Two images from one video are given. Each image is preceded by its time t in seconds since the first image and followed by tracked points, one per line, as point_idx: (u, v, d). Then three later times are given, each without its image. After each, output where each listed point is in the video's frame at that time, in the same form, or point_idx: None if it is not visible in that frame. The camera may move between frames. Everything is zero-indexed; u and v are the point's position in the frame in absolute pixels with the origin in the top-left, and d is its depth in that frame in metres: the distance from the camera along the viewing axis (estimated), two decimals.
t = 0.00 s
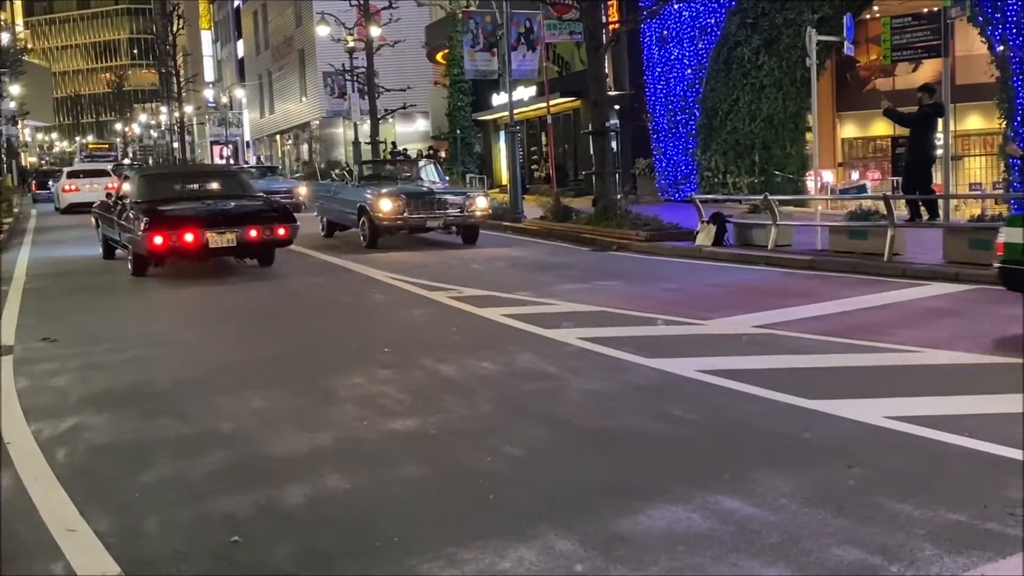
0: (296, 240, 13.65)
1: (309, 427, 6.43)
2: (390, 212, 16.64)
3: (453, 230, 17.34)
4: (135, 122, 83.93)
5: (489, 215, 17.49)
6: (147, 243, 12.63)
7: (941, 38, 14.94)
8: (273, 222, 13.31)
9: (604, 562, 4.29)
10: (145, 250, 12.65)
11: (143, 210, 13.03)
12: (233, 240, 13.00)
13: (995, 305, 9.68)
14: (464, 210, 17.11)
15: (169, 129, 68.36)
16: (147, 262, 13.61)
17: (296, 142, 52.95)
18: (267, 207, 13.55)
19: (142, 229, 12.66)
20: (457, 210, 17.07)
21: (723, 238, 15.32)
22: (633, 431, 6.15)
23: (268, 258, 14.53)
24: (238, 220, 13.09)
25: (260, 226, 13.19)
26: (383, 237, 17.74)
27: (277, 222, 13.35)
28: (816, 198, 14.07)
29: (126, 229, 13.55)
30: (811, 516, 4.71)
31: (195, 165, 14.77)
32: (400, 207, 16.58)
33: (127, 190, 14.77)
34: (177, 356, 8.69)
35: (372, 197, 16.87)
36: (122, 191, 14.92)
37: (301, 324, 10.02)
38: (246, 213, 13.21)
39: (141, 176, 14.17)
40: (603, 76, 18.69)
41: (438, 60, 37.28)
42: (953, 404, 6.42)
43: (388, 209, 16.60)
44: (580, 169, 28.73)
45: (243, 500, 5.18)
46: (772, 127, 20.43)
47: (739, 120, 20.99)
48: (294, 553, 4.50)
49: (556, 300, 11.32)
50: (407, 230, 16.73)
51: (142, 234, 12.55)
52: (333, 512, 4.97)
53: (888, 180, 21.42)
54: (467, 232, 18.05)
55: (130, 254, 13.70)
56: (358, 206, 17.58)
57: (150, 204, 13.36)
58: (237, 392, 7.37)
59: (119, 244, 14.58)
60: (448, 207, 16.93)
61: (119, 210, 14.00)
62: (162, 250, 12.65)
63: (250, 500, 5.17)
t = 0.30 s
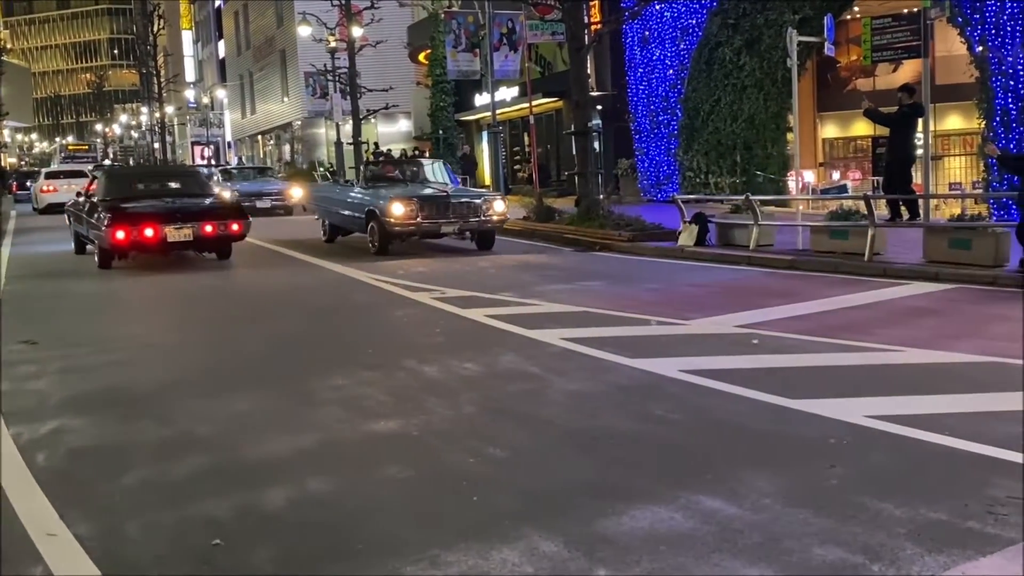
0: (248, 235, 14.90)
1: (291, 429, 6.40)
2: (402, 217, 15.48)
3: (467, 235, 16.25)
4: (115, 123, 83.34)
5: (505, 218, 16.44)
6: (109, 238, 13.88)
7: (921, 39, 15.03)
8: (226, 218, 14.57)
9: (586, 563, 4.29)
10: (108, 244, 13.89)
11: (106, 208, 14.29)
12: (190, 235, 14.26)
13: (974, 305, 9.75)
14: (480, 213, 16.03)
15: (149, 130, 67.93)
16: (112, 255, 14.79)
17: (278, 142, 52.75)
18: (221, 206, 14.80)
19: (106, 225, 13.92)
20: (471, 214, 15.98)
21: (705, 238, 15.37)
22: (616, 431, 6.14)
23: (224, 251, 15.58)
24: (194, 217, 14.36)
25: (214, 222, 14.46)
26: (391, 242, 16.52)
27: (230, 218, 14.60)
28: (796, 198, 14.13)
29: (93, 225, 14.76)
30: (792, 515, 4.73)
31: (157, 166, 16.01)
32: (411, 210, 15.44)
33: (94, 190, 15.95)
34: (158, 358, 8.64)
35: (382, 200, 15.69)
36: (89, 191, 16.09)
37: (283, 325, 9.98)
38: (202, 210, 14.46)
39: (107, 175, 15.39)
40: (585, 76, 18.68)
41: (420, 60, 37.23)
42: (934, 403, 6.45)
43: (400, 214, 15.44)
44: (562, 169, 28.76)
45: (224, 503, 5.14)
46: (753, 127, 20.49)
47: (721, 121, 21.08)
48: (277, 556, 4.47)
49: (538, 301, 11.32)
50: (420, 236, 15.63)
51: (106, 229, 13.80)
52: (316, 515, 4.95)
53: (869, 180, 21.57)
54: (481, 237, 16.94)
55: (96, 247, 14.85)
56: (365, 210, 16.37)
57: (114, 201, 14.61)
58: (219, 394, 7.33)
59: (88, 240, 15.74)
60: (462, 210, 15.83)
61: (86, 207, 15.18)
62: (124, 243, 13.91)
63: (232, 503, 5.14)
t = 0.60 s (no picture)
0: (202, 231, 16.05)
1: (271, 432, 6.36)
2: (420, 222, 14.32)
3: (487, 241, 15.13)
4: (93, 124, 82.69)
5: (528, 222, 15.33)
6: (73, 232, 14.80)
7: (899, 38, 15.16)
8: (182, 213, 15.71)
9: (567, 564, 4.28)
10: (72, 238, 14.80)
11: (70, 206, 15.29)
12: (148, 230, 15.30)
13: (952, 303, 9.83)
14: (501, 217, 14.92)
15: (128, 131, 67.45)
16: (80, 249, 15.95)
17: (258, 143, 52.50)
18: (177, 203, 15.92)
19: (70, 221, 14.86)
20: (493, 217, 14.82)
21: (686, 238, 15.42)
22: (597, 432, 6.14)
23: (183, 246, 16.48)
24: (151, 212, 15.43)
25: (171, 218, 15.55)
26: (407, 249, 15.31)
27: (185, 215, 15.73)
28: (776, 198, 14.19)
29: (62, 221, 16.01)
30: (774, 515, 4.74)
31: (120, 168, 17.37)
32: (430, 215, 14.30)
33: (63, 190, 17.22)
34: (137, 360, 8.56)
35: (398, 205, 14.53)
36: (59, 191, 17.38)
37: (263, 327, 9.91)
38: (159, 207, 15.55)
39: (76, 175, 16.71)
40: (565, 76, 18.69)
41: (400, 60, 37.15)
42: (913, 402, 6.48)
43: (418, 219, 14.28)
44: (543, 169, 28.79)
45: (203, 506, 5.10)
46: (732, 127, 20.59)
47: (701, 121, 21.15)
48: (257, 559, 4.44)
49: (519, 301, 11.33)
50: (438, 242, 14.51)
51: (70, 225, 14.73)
52: (296, 517, 4.92)
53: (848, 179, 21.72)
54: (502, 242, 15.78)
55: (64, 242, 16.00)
56: (378, 214, 15.22)
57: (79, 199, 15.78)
58: (198, 397, 7.27)
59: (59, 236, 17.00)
60: (484, 214, 14.72)
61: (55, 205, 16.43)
62: (87, 238, 14.83)
63: (212, 506, 5.09)
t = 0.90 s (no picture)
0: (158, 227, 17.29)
1: (250, 434, 6.33)
2: (443, 228, 13.15)
3: (513, 248, 13.94)
4: (68, 127, 81.93)
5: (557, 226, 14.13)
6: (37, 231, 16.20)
7: (874, 39, 15.30)
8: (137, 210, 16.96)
9: (547, 565, 4.28)
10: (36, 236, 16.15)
11: (35, 206, 16.57)
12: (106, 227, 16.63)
13: (926, 303, 9.93)
14: (529, 222, 13.72)
15: (103, 133, 66.88)
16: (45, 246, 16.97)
17: (235, 145, 52.22)
18: (133, 202, 17.14)
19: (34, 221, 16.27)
20: (520, 223, 13.62)
21: (664, 238, 15.47)
22: (575, 433, 6.15)
23: (144, 242, 17.69)
24: (109, 210, 16.71)
25: (128, 215, 16.84)
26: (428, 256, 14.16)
27: (140, 211, 16.98)
28: (753, 198, 14.26)
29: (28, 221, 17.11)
30: (752, 514, 4.76)
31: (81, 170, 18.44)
32: (454, 221, 13.13)
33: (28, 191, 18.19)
34: (113, 364, 8.49)
35: (418, 209, 13.33)
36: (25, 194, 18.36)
37: (241, 329, 9.85)
38: (116, 206, 16.82)
39: (42, 177, 17.82)
40: (543, 77, 18.70)
41: (378, 62, 37.06)
42: (888, 401, 6.54)
43: (442, 225, 13.11)
44: (522, 170, 28.81)
45: (181, 510, 5.06)
46: (709, 128, 20.67)
47: (678, 122, 21.24)
48: (236, 563, 4.41)
49: (498, 302, 11.34)
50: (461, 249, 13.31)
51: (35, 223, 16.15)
52: (276, 520, 4.90)
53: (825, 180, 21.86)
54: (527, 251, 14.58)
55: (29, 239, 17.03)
56: (394, 220, 13.99)
57: (43, 199, 16.95)
58: (175, 399, 7.22)
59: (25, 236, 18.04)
60: (511, 219, 13.54)
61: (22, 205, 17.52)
62: (49, 235, 16.20)
63: (190, 510, 5.06)
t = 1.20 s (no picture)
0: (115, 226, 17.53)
1: (224, 438, 6.27)
2: (475, 236, 11.96)
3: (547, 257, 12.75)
4: (40, 129, 81.09)
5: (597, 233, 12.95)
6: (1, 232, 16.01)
7: (847, 42, 15.43)
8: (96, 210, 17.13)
9: (523, 568, 4.28)
10: None
11: None
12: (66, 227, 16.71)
13: (900, 303, 10.02)
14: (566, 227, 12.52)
15: (76, 135, 66.25)
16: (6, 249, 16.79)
17: (210, 147, 51.89)
18: (91, 201, 17.27)
19: None
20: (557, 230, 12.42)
21: (640, 240, 15.51)
22: (552, 435, 6.14)
23: (100, 242, 17.85)
24: (70, 210, 16.79)
25: (87, 214, 16.97)
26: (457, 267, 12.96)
27: (98, 211, 17.18)
28: (729, 200, 14.33)
29: None
30: (727, 515, 4.77)
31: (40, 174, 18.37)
32: (487, 228, 11.94)
33: None
34: (85, 368, 8.39)
35: (448, 214, 12.11)
36: None
37: (215, 333, 9.77)
38: (76, 205, 16.92)
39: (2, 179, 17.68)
40: (519, 80, 18.72)
41: (354, 64, 36.97)
42: (861, 401, 6.59)
43: (474, 232, 11.92)
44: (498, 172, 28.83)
45: (154, 516, 5.00)
46: (685, 130, 20.77)
47: (654, 124, 21.34)
48: (209, 569, 4.37)
49: (475, 305, 11.34)
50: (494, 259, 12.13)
51: None
52: (250, 525, 4.85)
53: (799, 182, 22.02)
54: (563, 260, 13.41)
55: None
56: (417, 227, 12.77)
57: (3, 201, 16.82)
58: (148, 404, 7.15)
59: None
60: (547, 225, 12.35)
61: None
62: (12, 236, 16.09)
63: (163, 515, 5.01)
